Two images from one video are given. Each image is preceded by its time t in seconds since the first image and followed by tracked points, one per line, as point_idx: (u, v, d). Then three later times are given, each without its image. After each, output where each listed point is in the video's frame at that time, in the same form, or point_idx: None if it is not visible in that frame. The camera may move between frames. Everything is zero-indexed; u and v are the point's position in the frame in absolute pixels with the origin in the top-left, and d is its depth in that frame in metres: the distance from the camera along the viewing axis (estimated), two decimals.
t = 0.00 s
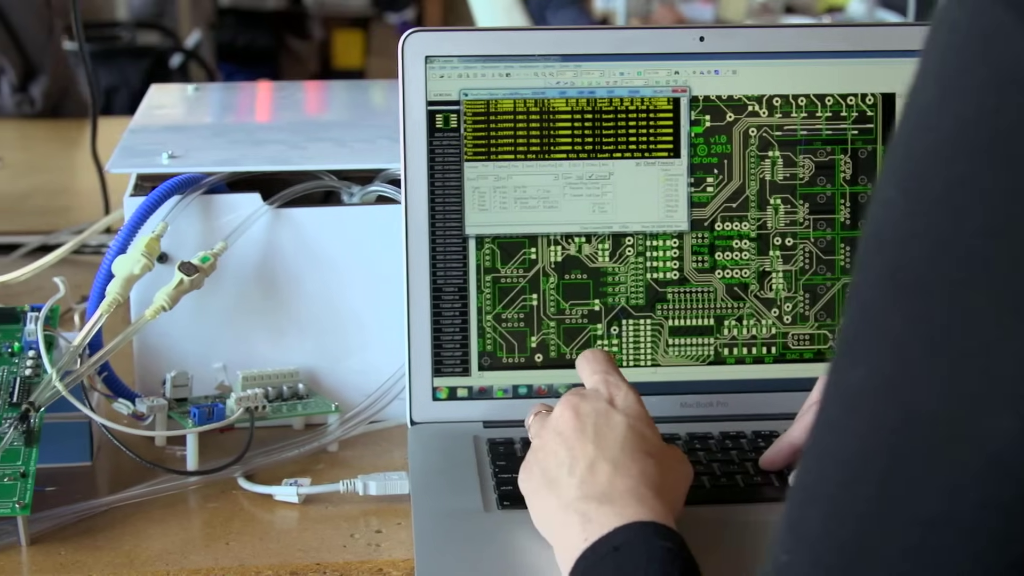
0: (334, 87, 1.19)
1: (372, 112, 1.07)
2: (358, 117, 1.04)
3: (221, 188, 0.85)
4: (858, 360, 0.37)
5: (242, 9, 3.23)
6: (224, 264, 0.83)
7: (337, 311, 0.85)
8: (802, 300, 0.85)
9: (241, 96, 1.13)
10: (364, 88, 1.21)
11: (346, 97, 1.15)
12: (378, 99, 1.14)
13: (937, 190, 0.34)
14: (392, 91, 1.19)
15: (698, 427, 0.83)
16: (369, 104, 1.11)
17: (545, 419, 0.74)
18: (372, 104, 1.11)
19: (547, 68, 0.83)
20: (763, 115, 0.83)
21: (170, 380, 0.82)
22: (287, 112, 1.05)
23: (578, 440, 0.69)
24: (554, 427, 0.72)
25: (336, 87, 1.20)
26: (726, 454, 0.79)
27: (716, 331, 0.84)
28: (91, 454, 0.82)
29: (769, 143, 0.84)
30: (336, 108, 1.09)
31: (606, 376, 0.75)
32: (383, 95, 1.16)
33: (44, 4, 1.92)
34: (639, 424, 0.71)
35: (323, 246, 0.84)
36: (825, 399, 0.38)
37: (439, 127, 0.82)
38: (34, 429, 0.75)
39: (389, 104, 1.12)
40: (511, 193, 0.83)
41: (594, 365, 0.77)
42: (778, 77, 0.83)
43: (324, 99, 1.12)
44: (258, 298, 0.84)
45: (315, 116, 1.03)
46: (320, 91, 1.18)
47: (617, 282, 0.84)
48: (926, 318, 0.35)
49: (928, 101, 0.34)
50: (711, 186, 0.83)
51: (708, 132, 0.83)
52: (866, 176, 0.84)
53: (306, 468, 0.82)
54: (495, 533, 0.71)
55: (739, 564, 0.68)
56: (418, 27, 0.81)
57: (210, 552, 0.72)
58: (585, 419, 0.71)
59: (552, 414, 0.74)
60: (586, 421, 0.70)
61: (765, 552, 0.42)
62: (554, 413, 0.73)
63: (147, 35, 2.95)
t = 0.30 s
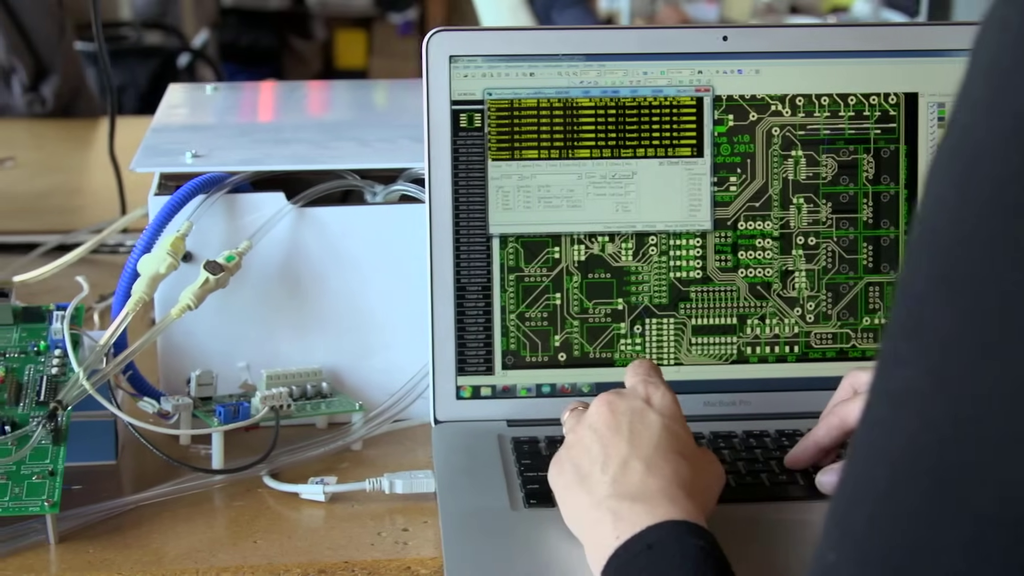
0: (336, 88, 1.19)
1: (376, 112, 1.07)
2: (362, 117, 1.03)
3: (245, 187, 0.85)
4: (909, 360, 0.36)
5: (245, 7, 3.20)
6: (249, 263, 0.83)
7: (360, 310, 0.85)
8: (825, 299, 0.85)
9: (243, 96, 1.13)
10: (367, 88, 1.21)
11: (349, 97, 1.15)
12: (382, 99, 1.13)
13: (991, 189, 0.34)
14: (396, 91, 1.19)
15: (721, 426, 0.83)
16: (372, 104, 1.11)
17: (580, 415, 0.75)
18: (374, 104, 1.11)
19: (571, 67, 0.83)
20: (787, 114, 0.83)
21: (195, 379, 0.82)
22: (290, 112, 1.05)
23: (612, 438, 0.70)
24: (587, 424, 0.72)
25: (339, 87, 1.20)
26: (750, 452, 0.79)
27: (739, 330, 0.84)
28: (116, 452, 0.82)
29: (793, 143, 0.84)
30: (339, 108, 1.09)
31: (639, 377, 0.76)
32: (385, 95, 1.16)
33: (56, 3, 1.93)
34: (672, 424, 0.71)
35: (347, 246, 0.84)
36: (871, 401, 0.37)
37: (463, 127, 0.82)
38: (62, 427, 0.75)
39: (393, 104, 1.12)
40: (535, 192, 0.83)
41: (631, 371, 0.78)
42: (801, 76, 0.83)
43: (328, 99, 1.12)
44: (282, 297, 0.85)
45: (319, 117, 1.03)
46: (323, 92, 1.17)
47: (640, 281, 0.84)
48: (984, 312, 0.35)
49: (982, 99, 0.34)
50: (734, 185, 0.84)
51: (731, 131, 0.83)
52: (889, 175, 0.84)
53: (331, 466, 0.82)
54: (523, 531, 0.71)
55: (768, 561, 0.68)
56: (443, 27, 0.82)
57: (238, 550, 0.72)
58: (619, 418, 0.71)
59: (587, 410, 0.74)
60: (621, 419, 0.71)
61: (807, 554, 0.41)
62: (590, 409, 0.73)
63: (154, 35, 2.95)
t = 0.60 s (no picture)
0: (338, 87, 1.18)
1: (379, 111, 1.06)
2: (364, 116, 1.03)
3: (270, 186, 0.85)
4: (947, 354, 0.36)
5: (251, 8, 3.32)
6: (274, 263, 0.84)
7: (384, 309, 0.86)
8: (849, 298, 0.85)
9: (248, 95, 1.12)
10: (370, 87, 1.20)
11: (353, 96, 1.13)
12: (384, 98, 1.12)
13: None
14: (399, 91, 1.18)
15: (746, 425, 0.83)
16: (375, 103, 1.10)
17: (609, 414, 0.75)
18: (376, 104, 1.10)
19: (595, 67, 0.83)
20: (811, 114, 0.84)
21: (220, 378, 0.82)
22: (292, 109, 1.04)
23: (641, 436, 0.70)
24: (617, 422, 0.73)
25: (342, 86, 1.19)
26: (776, 451, 0.79)
27: (762, 328, 0.85)
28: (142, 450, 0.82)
29: (817, 142, 0.84)
30: (341, 107, 1.08)
31: (670, 377, 0.76)
32: (389, 95, 1.15)
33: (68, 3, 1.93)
34: (702, 422, 0.72)
35: (372, 245, 0.84)
36: (911, 394, 0.38)
37: (488, 126, 0.82)
38: (90, 426, 0.75)
39: (395, 103, 1.11)
40: (559, 191, 0.83)
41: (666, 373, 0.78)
42: (825, 76, 0.84)
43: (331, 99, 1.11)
44: (307, 296, 0.85)
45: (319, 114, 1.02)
46: (325, 90, 1.16)
47: (664, 280, 0.84)
48: (1020, 313, 0.35)
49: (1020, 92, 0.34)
50: (758, 184, 0.84)
51: (755, 130, 0.83)
52: (913, 174, 0.84)
53: (357, 465, 0.82)
54: (552, 529, 0.71)
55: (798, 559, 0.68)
56: (468, 27, 0.82)
57: (267, 548, 0.72)
58: (649, 415, 0.72)
59: (617, 408, 0.74)
60: (650, 418, 0.71)
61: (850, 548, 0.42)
62: (619, 407, 0.74)
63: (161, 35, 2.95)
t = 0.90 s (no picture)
0: (341, 88, 1.16)
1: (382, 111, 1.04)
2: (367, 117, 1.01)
3: (295, 185, 0.85)
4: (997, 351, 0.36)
5: (253, 9, 3.32)
6: (300, 261, 0.84)
7: (408, 309, 0.86)
8: (873, 297, 0.85)
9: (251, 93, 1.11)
10: (372, 87, 1.18)
11: (356, 96, 1.12)
12: (387, 99, 1.10)
13: None
14: (403, 91, 1.16)
15: (771, 424, 0.83)
16: (378, 104, 1.08)
17: (636, 412, 0.75)
18: (378, 104, 1.08)
19: (621, 66, 0.83)
20: (835, 113, 0.84)
21: (247, 376, 0.82)
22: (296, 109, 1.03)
23: (670, 435, 0.70)
24: (645, 421, 0.73)
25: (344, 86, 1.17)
26: (802, 450, 0.80)
27: (787, 327, 0.85)
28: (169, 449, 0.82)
29: (841, 142, 0.84)
30: (345, 107, 1.06)
31: (695, 377, 0.76)
32: (392, 96, 1.13)
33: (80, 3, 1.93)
34: (729, 420, 0.72)
35: (397, 244, 0.85)
36: (959, 391, 0.38)
37: (513, 125, 0.83)
38: (119, 424, 0.75)
39: (398, 103, 1.09)
40: (585, 190, 0.83)
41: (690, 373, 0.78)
42: (849, 76, 0.84)
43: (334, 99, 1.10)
44: (332, 295, 0.85)
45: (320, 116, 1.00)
46: (327, 90, 1.15)
47: (689, 279, 0.84)
48: None
49: None
50: (783, 183, 0.84)
51: (780, 130, 0.84)
52: (936, 174, 0.85)
53: (383, 464, 0.82)
54: (582, 528, 0.71)
55: (828, 557, 0.68)
56: (494, 26, 0.82)
57: (296, 546, 0.73)
58: (677, 414, 0.72)
59: (644, 407, 0.74)
60: (679, 417, 0.71)
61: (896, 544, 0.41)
62: (646, 405, 0.74)
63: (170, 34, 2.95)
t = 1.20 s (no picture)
0: (346, 87, 1.14)
1: (385, 111, 1.02)
2: (368, 116, 0.99)
3: (321, 184, 0.85)
4: None
5: (254, 10, 3.31)
6: (326, 261, 0.84)
7: (433, 308, 0.86)
8: (897, 296, 0.85)
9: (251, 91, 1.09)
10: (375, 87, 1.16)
11: (358, 96, 1.10)
12: (390, 98, 1.09)
13: None
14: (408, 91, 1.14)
15: (796, 423, 0.84)
16: (380, 104, 1.06)
17: (667, 411, 0.75)
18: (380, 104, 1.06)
19: (646, 65, 0.83)
20: (860, 112, 0.84)
21: (273, 375, 0.83)
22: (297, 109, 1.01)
23: (701, 434, 0.70)
24: (677, 420, 0.73)
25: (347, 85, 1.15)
26: (828, 448, 0.80)
27: (811, 326, 0.85)
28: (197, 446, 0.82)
29: (866, 141, 0.84)
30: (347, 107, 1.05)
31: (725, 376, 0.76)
32: (396, 96, 1.11)
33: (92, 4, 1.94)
34: (760, 419, 0.72)
35: (422, 243, 0.85)
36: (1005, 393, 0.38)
37: (539, 125, 0.83)
38: (149, 422, 0.75)
39: (402, 104, 1.07)
40: (610, 189, 0.83)
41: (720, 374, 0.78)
42: (873, 75, 0.84)
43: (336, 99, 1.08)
44: (358, 294, 0.85)
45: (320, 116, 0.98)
46: (330, 89, 1.13)
47: (714, 278, 0.84)
48: None
49: None
50: (808, 182, 0.84)
51: (805, 129, 0.84)
52: (961, 173, 0.85)
53: (410, 462, 0.82)
54: (612, 526, 0.72)
55: (858, 556, 0.68)
56: (520, 25, 0.82)
57: (326, 545, 0.73)
58: (709, 414, 0.72)
59: (675, 406, 0.75)
60: (710, 415, 0.71)
61: (939, 543, 0.42)
62: (678, 404, 0.74)
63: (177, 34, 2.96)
